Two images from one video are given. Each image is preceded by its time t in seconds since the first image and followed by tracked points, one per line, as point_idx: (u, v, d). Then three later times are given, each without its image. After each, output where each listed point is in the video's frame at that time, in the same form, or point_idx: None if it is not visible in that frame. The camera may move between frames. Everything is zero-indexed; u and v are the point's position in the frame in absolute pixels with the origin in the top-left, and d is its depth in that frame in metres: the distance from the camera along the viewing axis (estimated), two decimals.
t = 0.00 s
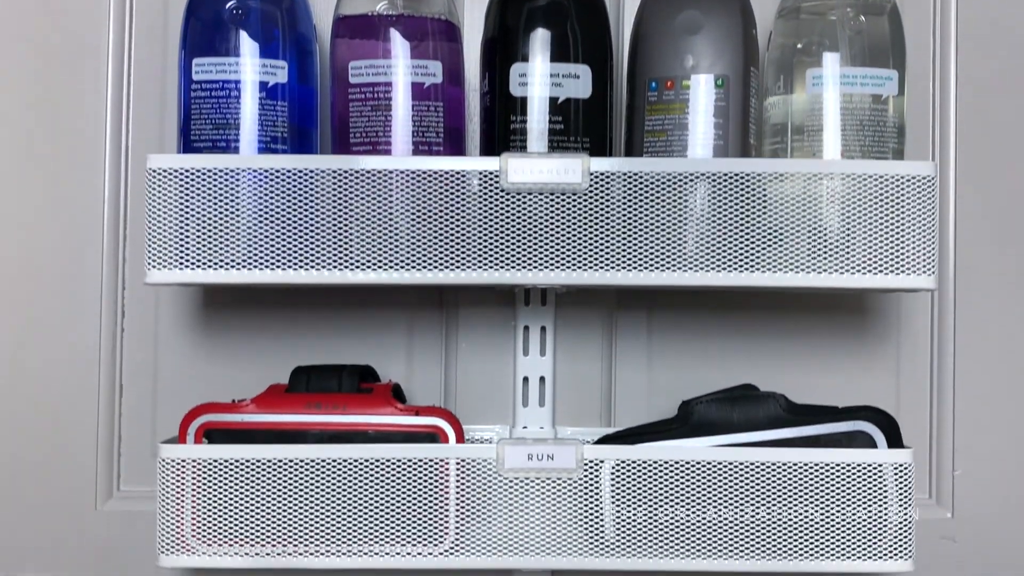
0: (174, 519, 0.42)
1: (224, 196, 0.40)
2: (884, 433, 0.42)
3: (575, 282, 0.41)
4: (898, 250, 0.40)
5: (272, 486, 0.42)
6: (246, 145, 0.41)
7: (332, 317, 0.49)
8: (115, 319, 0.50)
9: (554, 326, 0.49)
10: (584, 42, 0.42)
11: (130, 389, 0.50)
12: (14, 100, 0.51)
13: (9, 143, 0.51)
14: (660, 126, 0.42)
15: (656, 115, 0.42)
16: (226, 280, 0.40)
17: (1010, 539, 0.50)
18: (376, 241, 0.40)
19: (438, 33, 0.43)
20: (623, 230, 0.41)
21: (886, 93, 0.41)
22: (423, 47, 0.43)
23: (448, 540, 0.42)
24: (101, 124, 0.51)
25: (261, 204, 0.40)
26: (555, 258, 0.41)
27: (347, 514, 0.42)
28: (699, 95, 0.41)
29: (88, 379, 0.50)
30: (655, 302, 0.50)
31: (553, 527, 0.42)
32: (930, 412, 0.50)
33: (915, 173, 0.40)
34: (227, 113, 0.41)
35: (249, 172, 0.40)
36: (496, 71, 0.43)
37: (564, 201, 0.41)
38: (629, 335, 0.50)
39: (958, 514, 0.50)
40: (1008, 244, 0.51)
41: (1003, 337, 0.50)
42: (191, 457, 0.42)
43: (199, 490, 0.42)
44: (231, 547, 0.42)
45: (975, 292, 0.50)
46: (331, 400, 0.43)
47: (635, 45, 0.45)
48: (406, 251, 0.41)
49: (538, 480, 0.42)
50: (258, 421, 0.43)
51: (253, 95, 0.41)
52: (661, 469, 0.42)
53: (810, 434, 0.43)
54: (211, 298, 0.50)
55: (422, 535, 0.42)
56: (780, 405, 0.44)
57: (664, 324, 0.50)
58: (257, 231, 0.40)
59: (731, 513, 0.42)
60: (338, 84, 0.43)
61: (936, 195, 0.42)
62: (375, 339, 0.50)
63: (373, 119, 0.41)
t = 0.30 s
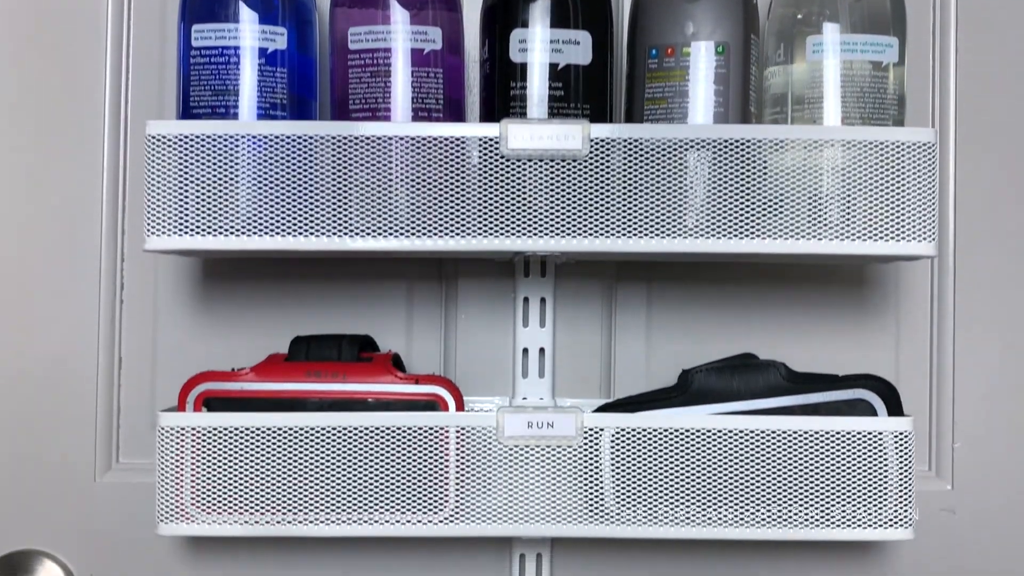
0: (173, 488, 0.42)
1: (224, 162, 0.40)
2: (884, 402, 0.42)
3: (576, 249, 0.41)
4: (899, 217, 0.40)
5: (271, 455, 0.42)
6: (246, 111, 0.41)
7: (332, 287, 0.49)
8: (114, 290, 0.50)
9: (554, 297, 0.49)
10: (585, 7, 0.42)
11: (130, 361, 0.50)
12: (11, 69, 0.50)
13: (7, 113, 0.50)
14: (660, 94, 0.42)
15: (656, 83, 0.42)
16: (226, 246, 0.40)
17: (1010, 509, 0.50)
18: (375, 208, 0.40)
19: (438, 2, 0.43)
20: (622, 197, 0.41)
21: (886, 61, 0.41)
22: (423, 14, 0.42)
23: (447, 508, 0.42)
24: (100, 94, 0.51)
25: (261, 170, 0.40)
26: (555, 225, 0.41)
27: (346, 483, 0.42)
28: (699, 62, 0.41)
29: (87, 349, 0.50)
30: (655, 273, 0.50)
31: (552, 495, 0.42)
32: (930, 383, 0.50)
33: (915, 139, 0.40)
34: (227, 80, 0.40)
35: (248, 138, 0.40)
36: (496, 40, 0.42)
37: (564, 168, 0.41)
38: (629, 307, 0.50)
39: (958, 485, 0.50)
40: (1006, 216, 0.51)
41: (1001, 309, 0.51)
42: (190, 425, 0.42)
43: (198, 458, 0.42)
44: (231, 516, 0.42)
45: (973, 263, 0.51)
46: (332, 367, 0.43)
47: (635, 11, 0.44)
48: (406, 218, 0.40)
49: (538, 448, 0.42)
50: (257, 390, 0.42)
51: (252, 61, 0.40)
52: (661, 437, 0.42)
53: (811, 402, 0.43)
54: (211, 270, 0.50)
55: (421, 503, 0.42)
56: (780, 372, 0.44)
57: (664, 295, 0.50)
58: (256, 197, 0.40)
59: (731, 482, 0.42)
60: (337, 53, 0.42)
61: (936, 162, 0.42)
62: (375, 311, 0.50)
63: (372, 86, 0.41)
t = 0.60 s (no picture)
0: (172, 451, 0.42)
1: (222, 123, 0.40)
2: (885, 364, 0.42)
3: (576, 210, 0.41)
4: (900, 178, 0.40)
5: (271, 418, 0.42)
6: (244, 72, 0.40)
7: (330, 255, 0.50)
8: (112, 257, 0.50)
9: (553, 263, 0.49)
10: None
11: (128, 329, 0.50)
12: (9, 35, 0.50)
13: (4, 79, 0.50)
14: (660, 55, 0.41)
15: (656, 44, 0.41)
16: (225, 208, 0.40)
17: (1012, 477, 0.50)
18: (375, 169, 0.40)
19: None
20: (623, 158, 0.40)
21: (888, 22, 0.40)
22: None
23: (447, 472, 0.42)
24: (98, 60, 0.50)
25: (260, 131, 0.40)
26: (555, 186, 0.40)
27: (346, 446, 0.42)
28: (699, 24, 0.41)
29: (85, 316, 0.50)
30: (656, 239, 0.50)
31: (552, 458, 0.42)
32: (931, 351, 0.50)
33: (917, 100, 0.40)
34: (225, 40, 0.40)
35: (247, 99, 0.40)
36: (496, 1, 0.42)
37: (564, 129, 0.40)
38: (629, 273, 0.50)
39: (959, 452, 0.50)
40: (1009, 182, 0.51)
41: (1002, 274, 0.50)
42: (189, 388, 0.41)
43: (197, 422, 0.42)
44: (230, 479, 0.42)
45: (976, 231, 0.51)
46: (331, 330, 0.43)
47: None
48: (405, 179, 0.40)
49: (538, 411, 0.42)
50: (256, 352, 0.42)
51: (251, 23, 0.40)
52: (661, 400, 0.42)
53: (811, 364, 0.42)
54: (209, 237, 0.50)
55: (421, 467, 0.42)
56: (781, 335, 0.43)
57: (664, 262, 0.50)
58: (256, 158, 0.40)
59: (732, 445, 0.42)
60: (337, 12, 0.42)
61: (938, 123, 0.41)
62: (372, 277, 0.50)
63: (371, 47, 0.41)
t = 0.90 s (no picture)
0: (170, 420, 0.41)
1: (220, 88, 0.39)
2: (888, 331, 0.42)
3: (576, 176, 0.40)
4: (903, 142, 0.40)
5: (269, 386, 0.41)
6: (243, 35, 0.40)
7: (328, 225, 0.49)
8: (109, 226, 0.50)
9: (553, 233, 0.48)
10: None
11: (125, 298, 0.50)
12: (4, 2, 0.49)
13: None
14: (661, 20, 0.41)
15: (657, 8, 0.41)
16: (223, 172, 0.40)
17: (1013, 447, 0.50)
18: (373, 134, 0.40)
19: None
20: (624, 123, 0.40)
21: None
22: None
23: (446, 439, 0.42)
24: (93, 28, 0.50)
25: (257, 95, 0.40)
26: (555, 151, 0.40)
27: (345, 413, 0.42)
28: None
29: (82, 285, 0.49)
30: (656, 209, 0.50)
31: (552, 426, 0.42)
32: (933, 321, 0.50)
33: (920, 64, 0.40)
34: (223, 3, 0.39)
35: (244, 63, 0.39)
36: None
37: (564, 93, 0.40)
38: (629, 244, 0.50)
39: (960, 422, 0.50)
40: (1013, 152, 0.50)
41: (1005, 245, 0.50)
42: (186, 356, 0.41)
43: (195, 390, 0.41)
44: (228, 447, 0.42)
45: (979, 201, 0.50)
46: (329, 298, 0.43)
47: None
48: (404, 143, 0.40)
49: (537, 378, 0.42)
50: (254, 319, 0.42)
51: None
52: (662, 367, 0.42)
53: (812, 330, 0.42)
54: (206, 206, 0.50)
55: (420, 434, 0.42)
56: (784, 302, 0.43)
57: (665, 232, 0.50)
58: (253, 122, 0.40)
59: (732, 412, 0.42)
60: None
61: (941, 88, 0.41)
62: (370, 247, 0.49)
63: (370, 10, 0.40)
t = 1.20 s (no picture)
0: (165, 380, 0.41)
1: (214, 42, 0.39)
2: (892, 291, 0.41)
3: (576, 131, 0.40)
4: (907, 97, 0.39)
5: (265, 346, 0.41)
6: None
7: (326, 187, 0.49)
8: (104, 189, 0.49)
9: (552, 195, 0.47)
10: None
11: (121, 262, 0.49)
12: None
13: None
14: None
15: None
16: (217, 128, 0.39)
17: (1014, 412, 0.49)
18: (370, 89, 0.39)
19: None
20: (624, 77, 0.40)
21: None
22: None
23: (444, 399, 0.41)
24: None
25: (252, 50, 0.39)
26: (555, 107, 0.39)
27: (341, 373, 0.41)
28: None
29: (77, 248, 0.49)
30: (656, 172, 0.49)
31: (551, 387, 0.42)
32: (936, 284, 0.50)
33: (925, 18, 0.39)
34: None
35: (239, 17, 0.39)
36: None
37: (563, 48, 0.39)
38: (629, 206, 0.49)
39: (963, 387, 0.49)
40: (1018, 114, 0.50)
41: (1010, 208, 0.50)
42: (180, 315, 0.40)
43: (189, 350, 0.41)
44: (224, 408, 0.41)
45: (985, 162, 0.50)
46: (325, 257, 0.42)
47: None
48: (401, 99, 0.39)
49: (536, 337, 0.41)
50: (249, 279, 0.42)
51: None
52: (663, 327, 0.41)
53: (815, 290, 0.42)
54: (203, 169, 0.49)
55: (418, 395, 0.41)
56: (785, 263, 0.43)
57: (665, 195, 0.49)
58: (249, 78, 0.39)
59: (734, 373, 0.41)
60: None
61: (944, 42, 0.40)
62: (368, 209, 0.49)
63: None
